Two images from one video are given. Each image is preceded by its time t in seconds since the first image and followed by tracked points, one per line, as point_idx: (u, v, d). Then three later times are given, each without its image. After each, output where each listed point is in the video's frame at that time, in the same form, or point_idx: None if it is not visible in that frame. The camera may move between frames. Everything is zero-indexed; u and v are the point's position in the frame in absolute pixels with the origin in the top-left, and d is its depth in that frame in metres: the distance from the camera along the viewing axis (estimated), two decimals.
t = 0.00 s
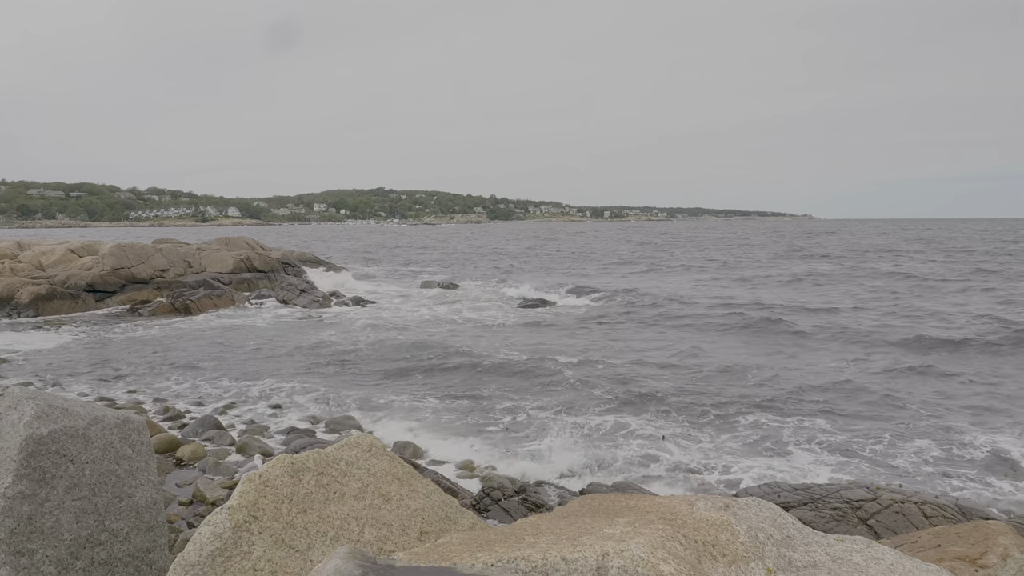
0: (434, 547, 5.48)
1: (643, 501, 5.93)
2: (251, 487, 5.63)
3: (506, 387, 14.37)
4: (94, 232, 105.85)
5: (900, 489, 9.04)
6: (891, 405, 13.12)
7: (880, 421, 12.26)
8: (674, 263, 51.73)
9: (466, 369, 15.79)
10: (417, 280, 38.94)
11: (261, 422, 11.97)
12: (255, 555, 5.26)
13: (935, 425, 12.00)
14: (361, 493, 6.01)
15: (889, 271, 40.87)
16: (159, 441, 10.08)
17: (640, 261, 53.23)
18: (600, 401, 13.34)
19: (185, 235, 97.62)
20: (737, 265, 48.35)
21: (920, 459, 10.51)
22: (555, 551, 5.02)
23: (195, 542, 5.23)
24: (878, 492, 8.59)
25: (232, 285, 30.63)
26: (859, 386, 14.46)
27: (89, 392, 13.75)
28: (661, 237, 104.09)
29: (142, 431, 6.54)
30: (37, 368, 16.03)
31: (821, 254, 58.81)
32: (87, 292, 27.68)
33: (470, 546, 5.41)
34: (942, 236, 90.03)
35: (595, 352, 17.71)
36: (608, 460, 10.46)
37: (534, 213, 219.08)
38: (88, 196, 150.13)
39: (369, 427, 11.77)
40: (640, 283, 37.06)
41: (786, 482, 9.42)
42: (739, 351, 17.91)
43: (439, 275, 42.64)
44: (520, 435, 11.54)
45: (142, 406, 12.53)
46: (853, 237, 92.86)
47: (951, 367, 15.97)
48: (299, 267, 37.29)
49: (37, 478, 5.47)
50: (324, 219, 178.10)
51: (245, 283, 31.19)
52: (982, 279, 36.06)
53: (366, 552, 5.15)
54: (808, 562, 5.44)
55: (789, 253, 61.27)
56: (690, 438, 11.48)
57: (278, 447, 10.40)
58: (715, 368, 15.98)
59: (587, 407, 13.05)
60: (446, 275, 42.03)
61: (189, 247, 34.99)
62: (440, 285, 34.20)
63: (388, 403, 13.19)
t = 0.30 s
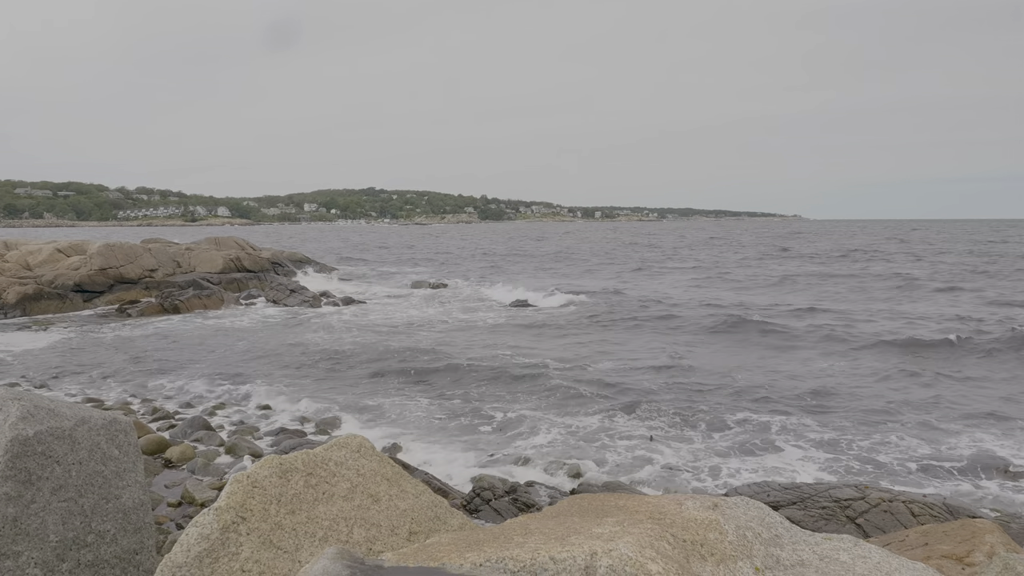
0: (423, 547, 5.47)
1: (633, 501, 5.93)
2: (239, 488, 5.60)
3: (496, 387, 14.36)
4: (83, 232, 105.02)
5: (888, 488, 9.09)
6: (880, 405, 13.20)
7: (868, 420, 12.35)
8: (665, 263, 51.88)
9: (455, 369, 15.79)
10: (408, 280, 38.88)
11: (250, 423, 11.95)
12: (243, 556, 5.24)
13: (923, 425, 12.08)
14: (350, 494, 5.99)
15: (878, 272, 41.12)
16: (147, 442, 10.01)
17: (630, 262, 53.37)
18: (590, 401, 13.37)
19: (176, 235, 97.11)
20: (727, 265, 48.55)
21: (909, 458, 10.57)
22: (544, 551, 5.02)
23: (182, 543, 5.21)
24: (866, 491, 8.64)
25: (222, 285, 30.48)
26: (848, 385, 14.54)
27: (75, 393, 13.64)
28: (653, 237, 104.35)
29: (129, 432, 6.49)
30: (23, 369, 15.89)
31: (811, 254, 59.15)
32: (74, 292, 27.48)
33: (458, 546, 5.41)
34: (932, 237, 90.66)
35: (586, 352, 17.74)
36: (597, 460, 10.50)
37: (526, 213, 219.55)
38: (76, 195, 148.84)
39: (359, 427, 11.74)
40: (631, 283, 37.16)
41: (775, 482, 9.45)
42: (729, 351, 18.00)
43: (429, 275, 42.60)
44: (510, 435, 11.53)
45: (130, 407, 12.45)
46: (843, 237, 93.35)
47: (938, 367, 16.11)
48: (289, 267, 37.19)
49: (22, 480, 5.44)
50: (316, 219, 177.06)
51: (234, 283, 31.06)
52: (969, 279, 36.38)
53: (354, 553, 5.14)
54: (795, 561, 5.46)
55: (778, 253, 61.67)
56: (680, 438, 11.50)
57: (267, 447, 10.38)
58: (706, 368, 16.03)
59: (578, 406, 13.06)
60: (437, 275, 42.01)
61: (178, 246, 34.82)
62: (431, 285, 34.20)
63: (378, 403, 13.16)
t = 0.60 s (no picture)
0: (413, 547, 5.46)
1: (623, 500, 5.94)
2: (228, 488, 5.59)
3: (488, 386, 14.38)
4: (73, 231, 104.29)
5: (878, 487, 9.13)
6: (871, 404, 13.27)
7: (859, 419, 12.40)
8: (657, 263, 52.03)
9: (446, 368, 15.76)
10: (399, 280, 38.86)
11: (240, 423, 11.91)
12: (233, 557, 5.21)
13: (914, 423, 12.15)
14: (341, 494, 5.98)
15: (868, 271, 41.31)
16: (137, 442, 9.97)
17: (621, 262, 53.41)
18: (581, 400, 13.39)
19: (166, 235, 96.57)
20: (718, 265, 48.67)
21: (899, 456, 10.62)
22: (534, 550, 5.02)
23: (170, 544, 5.17)
24: (856, 489, 8.68)
25: (212, 285, 30.36)
26: (839, 384, 14.61)
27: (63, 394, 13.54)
28: (646, 237, 104.54)
29: (117, 433, 6.48)
30: (11, 370, 15.76)
31: (802, 254, 59.39)
32: (63, 292, 27.32)
33: (448, 546, 5.40)
34: (923, 236, 91.20)
35: (578, 351, 17.76)
36: (588, 459, 10.52)
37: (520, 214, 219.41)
38: (66, 195, 147.72)
39: (350, 427, 11.71)
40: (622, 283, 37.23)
41: (766, 481, 9.47)
42: (719, 350, 18.07)
43: (420, 275, 42.54)
44: (502, 434, 11.54)
45: (119, 408, 12.38)
46: (835, 237, 93.76)
47: (927, 366, 16.21)
48: (280, 267, 37.10)
49: (9, 480, 5.37)
50: (308, 219, 176.21)
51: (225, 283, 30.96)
52: (958, 279, 36.61)
53: (344, 553, 5.13)
54: (785, 559, 5.48)
55: (770, 253, 61.82)
56: (673, 437, 11.53)
57: (257, 447, 10.34)
58: (697, 368, 16.08)
59: (570, 406, 13.08)
60: (428, 275, 41.95)
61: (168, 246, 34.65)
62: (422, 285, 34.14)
63: (369, 403, 13.13)
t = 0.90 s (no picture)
0: (397, 547, 5.44)
1: (608, 499, 5.94)
2: (210, 489, 5.55)
3: (474, 386, 14.36)
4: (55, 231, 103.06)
5: (863, 484, 9.20)
6: (856, 402, 13.38)
7: (843, 417, 12.50)
8: (644, 262, 52.18)
9: (433, 368, 15.73)
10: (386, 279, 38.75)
11: (226, 423, 11.85)
12: (215, 558, 5.19)
13: (898, 421, 12.25)
14: (325, 495, 5.95)
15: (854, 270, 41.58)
16: (120, 444, 9.88)
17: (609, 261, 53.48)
18: (568, 400, 13.40)
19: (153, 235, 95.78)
20: (706, 264, 48.85)
21: (883, 454, 10.72)
22: (518, 550, 5.02)
23: (152, 546, 5.13)
24: (840, 487, 8.74)
25: (197, 285, 30.13)
26: (825, 383, 14.71)
27: (44, 396, 13.39)
28: (636, 237, 104.80)
29: (99, 434, 6.38)
30: None
31: (789, 253, 59.73)
32: (46, 292, 27.02)
33: (432, 546, 5.39)
34: (909, 236, 92.00)
35: (565, 350, 17.77)
36: (575, 458, 10.53)
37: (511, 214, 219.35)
38: (50, 193, 146.01)
39: (335, 427, 11.66)
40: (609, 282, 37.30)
41: (751, 479, 9.51)
42: (706, 349, 18.13)
43: (407, 275, 42.42)
44: (488, 434, 11.53)
45: (102, 409, 12.27)
46: (823, 236, 94.40)
47: (911, 364, 16.36)
48: (266, 266, 36.89)
49: None
50: (297, 219, 175.07)
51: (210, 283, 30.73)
52: (942, 278, 36.98)
53: (327, 554, 5.11)
54: (768, 556, 5.51)
55: (757, 253, 62.13)
56: (660, 435, 11.56)
57: (243, 447, 10.28)
58: (685, 367, 16.15)
59: (557, 405, 13.08)
60: (416, 275, 41.84)
61: (152, 246, 34.33)
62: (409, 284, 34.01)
63: (355, 404, 13.09)
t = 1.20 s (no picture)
0: (383, 548, 5.42)
1: (594, 499, 5.95)
2: (194, 492, 5.52)
3: (461, 386, 14.35)
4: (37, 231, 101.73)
5: (848, 483, 9.27)
6: (841, 401, 13.50)
7: (829, 416, 12.61)
8: (630, 263, 52.37)
9: (419, 369, 15.69)
10: (373, 280, 38.64)
11: (211, 425, 11.76)
12: (199, 561, 5.16)
13: (883, 420, 12.37)
14: (311, 496, 5.91)
15: (840, 271, 41.94)
16: (104, 446, 9.78)
17: (597, 262, 53.52)
18: (555, 400, 13.43)
19: (137, 235, 94.87)
20: (693, 265, 49.01)
21: (868, 452, 10.82)
22: (504, 550, 5.02)
23: (135, 549, 5.09)
24: (825, 486, 8.81)
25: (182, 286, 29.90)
26: (811, 382, 14.84)
27: (26, 398, 13.23)
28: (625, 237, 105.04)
29: (82, 436, 6.31)
30: None
31: (775, 254, 60.12)
32: (27, 293, 26.69)
33: (419, 547, 5.37)
34: (895, 236, 92.89)
35: (552, 350, 17.80)
36: (563, 458, 10.56)
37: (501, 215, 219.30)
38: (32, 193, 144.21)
39: (321, 428, 11.61)
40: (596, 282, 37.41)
41: (738, 478, 9.56)
42: (692, 349, 18.21)
43: (394, 275, 42.31)
44: (475, 435, 11.52)
45: (85, 411, 12.14)
46: (811, 236, 95.09)
47: (895, 363, 16.54)
48: (251, 267, 36.66)
49: None
50: (285, 220, 173.90)
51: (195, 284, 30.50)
52: (926, 278, 37.39)
53: (313, 556, 5.09)
54: (754, 555, 5.54)
55: (744, 253, 62.42)
56: (647, 435, 11.60)
57: (229, 449, 10.22)
58: (672, 366, 16.22)
59: (544, 405, 13.09)
60: (404, 276, 41.70)
61: (136, 246, 34.02)
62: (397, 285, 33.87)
63: (342, 405, 13.04)
